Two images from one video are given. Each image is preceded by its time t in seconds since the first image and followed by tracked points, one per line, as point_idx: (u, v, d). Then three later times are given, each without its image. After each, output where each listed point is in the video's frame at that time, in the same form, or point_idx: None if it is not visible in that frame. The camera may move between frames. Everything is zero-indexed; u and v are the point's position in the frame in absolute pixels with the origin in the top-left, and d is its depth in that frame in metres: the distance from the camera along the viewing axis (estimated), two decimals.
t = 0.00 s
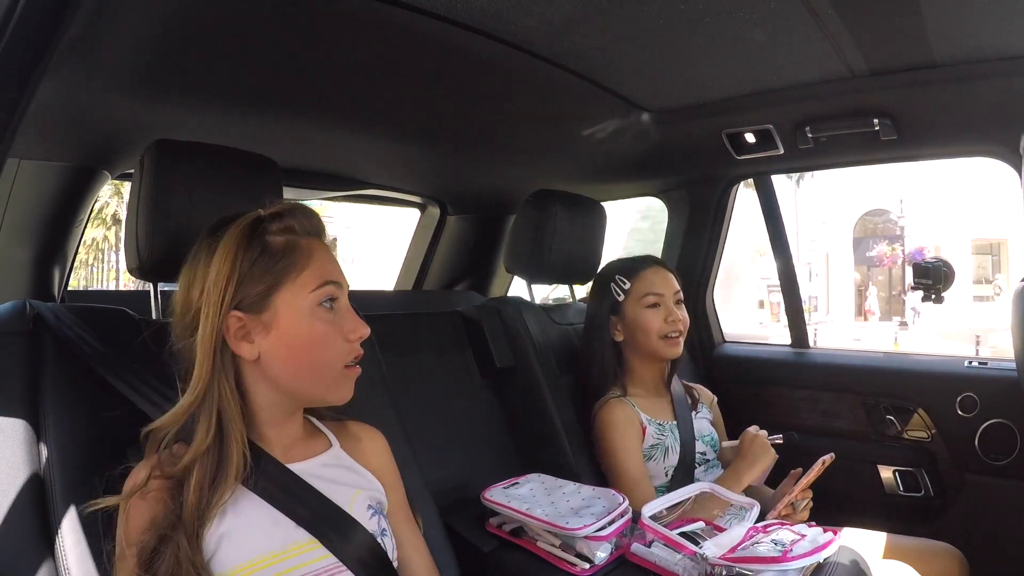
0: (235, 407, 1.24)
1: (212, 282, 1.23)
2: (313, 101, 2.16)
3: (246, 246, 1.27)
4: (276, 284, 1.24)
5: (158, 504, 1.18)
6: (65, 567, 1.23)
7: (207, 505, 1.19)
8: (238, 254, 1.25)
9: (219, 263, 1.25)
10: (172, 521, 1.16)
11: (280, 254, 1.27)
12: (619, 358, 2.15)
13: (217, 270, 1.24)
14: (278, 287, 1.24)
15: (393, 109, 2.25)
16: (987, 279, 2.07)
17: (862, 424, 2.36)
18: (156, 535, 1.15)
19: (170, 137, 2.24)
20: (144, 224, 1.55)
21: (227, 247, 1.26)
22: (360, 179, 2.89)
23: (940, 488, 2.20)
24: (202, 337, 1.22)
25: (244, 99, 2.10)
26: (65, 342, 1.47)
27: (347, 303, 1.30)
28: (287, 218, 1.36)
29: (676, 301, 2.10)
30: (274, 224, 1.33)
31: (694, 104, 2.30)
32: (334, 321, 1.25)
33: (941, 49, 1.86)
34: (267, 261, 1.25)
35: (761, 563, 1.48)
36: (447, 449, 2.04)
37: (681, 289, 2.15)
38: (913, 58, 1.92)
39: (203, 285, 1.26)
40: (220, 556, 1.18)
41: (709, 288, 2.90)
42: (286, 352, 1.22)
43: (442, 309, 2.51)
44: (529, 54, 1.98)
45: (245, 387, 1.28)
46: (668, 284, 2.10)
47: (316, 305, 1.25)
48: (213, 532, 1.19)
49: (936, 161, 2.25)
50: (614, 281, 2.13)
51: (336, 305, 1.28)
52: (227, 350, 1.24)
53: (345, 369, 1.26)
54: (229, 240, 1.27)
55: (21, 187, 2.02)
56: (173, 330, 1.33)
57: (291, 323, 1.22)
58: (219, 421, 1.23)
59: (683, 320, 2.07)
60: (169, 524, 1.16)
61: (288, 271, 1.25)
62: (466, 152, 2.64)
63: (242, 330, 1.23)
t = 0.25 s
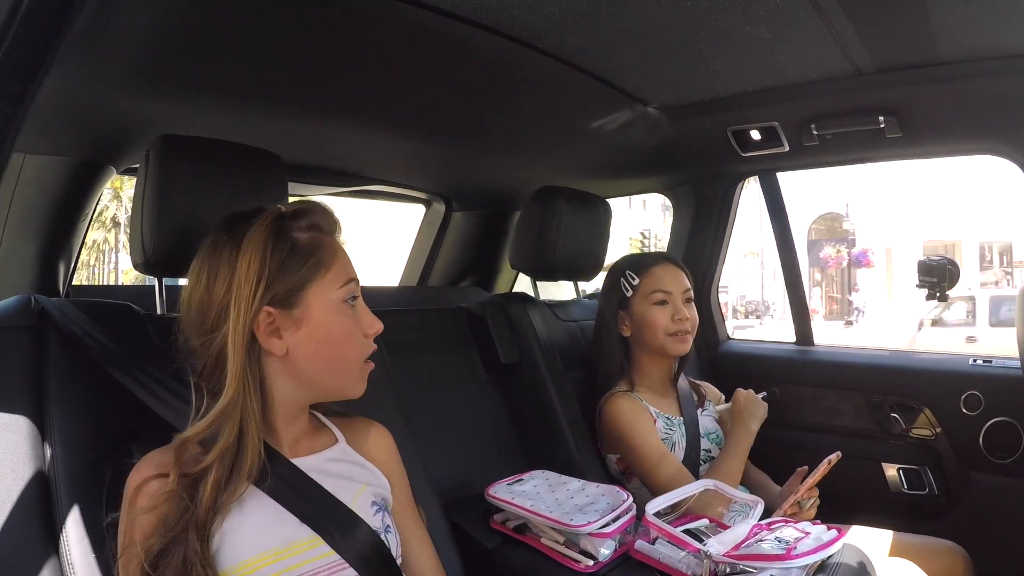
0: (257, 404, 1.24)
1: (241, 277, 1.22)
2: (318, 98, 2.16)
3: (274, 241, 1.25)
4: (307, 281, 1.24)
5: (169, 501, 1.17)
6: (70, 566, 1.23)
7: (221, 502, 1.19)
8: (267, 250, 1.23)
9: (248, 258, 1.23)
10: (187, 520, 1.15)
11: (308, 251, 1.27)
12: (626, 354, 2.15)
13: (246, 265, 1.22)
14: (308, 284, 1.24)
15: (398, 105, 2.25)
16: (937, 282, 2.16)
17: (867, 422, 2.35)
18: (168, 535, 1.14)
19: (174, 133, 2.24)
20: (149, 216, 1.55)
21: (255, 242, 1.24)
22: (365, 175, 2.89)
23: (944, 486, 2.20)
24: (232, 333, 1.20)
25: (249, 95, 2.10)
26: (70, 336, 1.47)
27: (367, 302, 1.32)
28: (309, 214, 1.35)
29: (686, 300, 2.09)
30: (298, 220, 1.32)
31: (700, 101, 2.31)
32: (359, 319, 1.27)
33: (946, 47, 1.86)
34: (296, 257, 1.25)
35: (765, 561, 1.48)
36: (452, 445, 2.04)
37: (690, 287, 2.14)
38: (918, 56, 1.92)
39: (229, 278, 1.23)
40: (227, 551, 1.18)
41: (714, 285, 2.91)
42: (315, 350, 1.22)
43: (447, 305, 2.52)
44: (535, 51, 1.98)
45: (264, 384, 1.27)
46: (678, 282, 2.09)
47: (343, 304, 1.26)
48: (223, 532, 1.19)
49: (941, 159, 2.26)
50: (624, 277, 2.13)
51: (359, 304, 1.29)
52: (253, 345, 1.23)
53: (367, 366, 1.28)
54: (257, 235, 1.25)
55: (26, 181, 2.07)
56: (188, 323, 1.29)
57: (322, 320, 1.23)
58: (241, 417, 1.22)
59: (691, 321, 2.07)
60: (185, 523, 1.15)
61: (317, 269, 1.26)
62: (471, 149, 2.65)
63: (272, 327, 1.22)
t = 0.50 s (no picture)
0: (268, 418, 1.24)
1: (256, 292, 1.21)
2: (321, 101, 2.16)
3: (291, 255, 1.24)
4: (323, 297, 1.24)
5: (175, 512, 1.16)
6: (74, 567, 1.24)
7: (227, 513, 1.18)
8: (285, 265, 1.23)
9: (265, 272, 1.22)
10: (192, 533, 1.15)
11: (324, 266, 1.26)
12: (633, 357, 2.16)
13: (263, 279, 1.21)
14: (323, 301, 1.24)
15: (401, 109, 2.26)
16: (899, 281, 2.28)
17: (872, 423, 2.36)
18: (172, 547, 1.14)
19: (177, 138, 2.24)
20: (153, 222, 1.55)
21: (271, 255, 1.23)
22: (369, 179, 2.89)
23: (950, 488, 2.20)
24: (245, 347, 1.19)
25: (252, 99, 2.10)
26: (74, 341, 1.46)
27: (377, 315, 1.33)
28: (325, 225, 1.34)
29: (688, 305, 2.07)
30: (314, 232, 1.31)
31: (704, 104, 2.31)
32: (370, 335, 1.28)
33: (951, 48, 1.86)
34: (313, 273, 1.24)
35: (772, 563, 1.48)
36: (457, 448, 2.04)
37: (694, 290, 2.11)
38: (922, 58, 1.92)
39: (245, 292, 1.23)
40: (232, 556, 1.17)
41: (719, 286, 2.92)
42: (327, 366, 1.23)
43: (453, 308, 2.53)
44: (539, 54, 1.98)
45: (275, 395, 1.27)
46: (679, 286, 2.07)
47: (356, 320, 1.27)
48: (228, 545, 1.18)
49: (947, 160, 2.27)
50: (628, 282, 2.14)
51: (371, 319, 1.30)
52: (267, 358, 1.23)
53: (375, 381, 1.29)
54: (274, 248, 1.23)
55: (32, 186, 2.06)
56: (198, 331, 1.28)
57: (336, 336, 1.24)
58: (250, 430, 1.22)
59: (693, 325, 2.05)
60: (189, 536, 1.14)
61: (332, 285, 1.25)
62: (475, 152, 2.65)
63: (286, 341, 1.22)
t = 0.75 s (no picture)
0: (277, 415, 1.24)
1: (265, 291, 1.21)
2: (324, 102, 2.16)
3: (300, 254, 1.24)
4: (332, 295, 1.24)
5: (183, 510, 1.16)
6: (79, 567, 1.24)
7: (237, 509, 1.18)
8: (294, 263, 1.23)
9: (275, 271, 1.22)
10: (203, 530, 1.14)
11: (331, 265, 1.27)
12: (638, 357, 2.16)
13: (273, 278, 1.21)
14: (332, 299, 1.24)
15: (405, 110, 2.26)
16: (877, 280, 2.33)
17: (877, 423, 2.36)
18: (182, 544, 1.13)
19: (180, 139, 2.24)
20: (157, 223, 1.55)
21: (280, 254, 1.23)
22: (373, 180, 2.90)
23: (954, 487, 2.20)
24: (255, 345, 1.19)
25: (256, 100, 2.11)
26: (79, 342, 1.45)
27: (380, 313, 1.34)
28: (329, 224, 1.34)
29: (677, 305, 2.06)
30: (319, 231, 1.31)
31: (707, 104, 2.31)
32: (375, 332, 1.29)
33: (954, 48, 1.86)
34: (321, 271, 1.25)
35: (777, 563, 1.46)
36: (462, 448, 2.05)
37: (687, 289, 2.10)
38: (925, 58, 1.92)
39: (254, 290, 1.22)
40: (241, 551, 1.17)
41: (723, 286, 2.92)
42: (336, 363, 1.24)
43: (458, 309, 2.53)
44: (542, 55, 1.98)
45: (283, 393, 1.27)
46: (667, 285, 2.08)
47: (363, 318, 1.28)
48: (237, 541, 1.18)
49: (951, 159, 2.26)
50: (623, 287, 2.18)
51: (375, 317, 1.31)
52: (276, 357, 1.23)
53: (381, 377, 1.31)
54: (282, 247, 1.23)
55: (35, 189, 2.06)
56: (204, 330, 1.27)
57: (345, 333, 1.25)
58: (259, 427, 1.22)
59: (682, 324, 2.05)
60: (199, 532, 1.14)
61: (339, 283, 1.26)
62: (479, 153, 2.65)
63: (295, 339, 1.22)
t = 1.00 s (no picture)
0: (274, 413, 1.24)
1: (259, 288, 1.21)
2: (327, 101, 2.16)
3: (294, 251, 1.24)
4: (326, 292, 1.25)
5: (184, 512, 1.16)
6: (81, 566, 1.23)
7: (238, 507, 1.18)
8: (289, 260, 1.23)
9: (269, 268, 1.21)
10: (204, 530, 1.14)
11: (325, 262, 1.27)
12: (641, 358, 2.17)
13: (267, 275, 1.21)
14: (326, 296, 1.24)
15: (407, 109, 2.26)
16: (880, 282, 2.33)
17: (878, 424, 2.36)
18: (184, 545, 1.13)
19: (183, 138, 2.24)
20: (160, 222, 1.55)
21: (274, 252, 1.23)
22: (375, 179, 2.90)
23: (956, 489, 2.20)
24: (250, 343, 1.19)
25: (259, 99, 2.11)
26: (83, 342, 1.46)
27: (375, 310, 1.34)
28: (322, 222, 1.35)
29: (678, 306, 2.06)
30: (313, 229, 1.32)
31: (711, 104, 2.31)
32: (370, 329, 1.29)
33: (956, 50, 1.86)
34: (316, 269, 1.25)
35: (777, 564, 1.46)
36: (463, 448, 2.05)
37: (688, 289, 2.10)
38: (928, 59, 1.92)
39: (248, 288, 1.22)
40: (243, 551, 1.17)
41: (725, 287, 2.93)
42: (332, 360, 1.24)
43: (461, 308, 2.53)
44: (545, 55, 1.98)
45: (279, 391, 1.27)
46: (668, 286, 2.08)
47: (358, 314, 1.28)
48: (238, 541, 1.18)
49: (953, 163, 2.27)
50: (624, 288, 2.19)
51: (370, 313, 1.31)
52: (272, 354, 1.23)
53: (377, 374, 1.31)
54: (276, 244, 1.23)
55: (38, 186, 2.07)
56: (200, 328, 1.27)
57: (340, 329, 1.25)
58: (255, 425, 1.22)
59: (684, 324, 2.04)
60: (201, 532, 1.14)
61: (333, 280, 1.26)
62: (482, 153, 2.65)
63: (290, 336, 1.22)
